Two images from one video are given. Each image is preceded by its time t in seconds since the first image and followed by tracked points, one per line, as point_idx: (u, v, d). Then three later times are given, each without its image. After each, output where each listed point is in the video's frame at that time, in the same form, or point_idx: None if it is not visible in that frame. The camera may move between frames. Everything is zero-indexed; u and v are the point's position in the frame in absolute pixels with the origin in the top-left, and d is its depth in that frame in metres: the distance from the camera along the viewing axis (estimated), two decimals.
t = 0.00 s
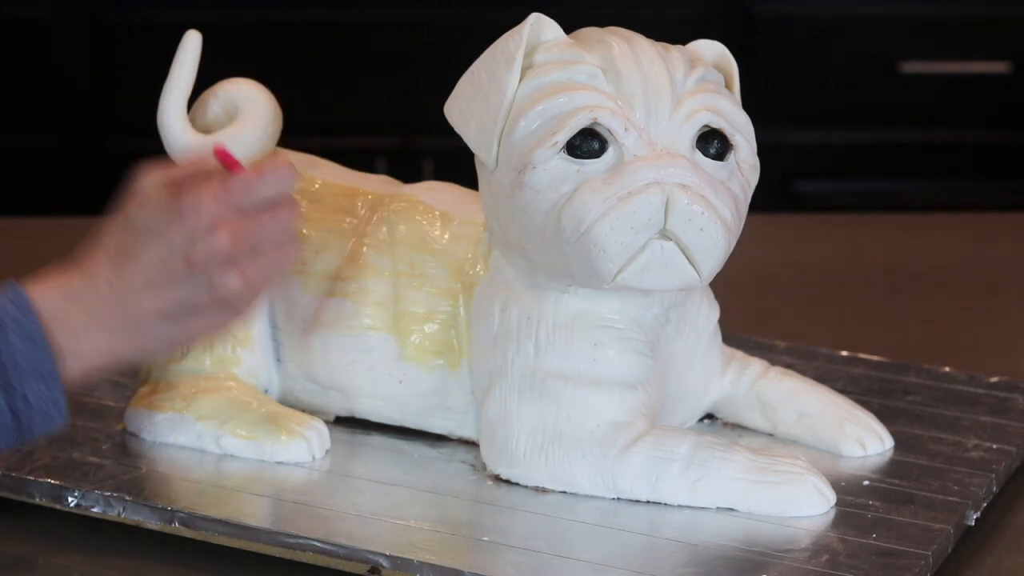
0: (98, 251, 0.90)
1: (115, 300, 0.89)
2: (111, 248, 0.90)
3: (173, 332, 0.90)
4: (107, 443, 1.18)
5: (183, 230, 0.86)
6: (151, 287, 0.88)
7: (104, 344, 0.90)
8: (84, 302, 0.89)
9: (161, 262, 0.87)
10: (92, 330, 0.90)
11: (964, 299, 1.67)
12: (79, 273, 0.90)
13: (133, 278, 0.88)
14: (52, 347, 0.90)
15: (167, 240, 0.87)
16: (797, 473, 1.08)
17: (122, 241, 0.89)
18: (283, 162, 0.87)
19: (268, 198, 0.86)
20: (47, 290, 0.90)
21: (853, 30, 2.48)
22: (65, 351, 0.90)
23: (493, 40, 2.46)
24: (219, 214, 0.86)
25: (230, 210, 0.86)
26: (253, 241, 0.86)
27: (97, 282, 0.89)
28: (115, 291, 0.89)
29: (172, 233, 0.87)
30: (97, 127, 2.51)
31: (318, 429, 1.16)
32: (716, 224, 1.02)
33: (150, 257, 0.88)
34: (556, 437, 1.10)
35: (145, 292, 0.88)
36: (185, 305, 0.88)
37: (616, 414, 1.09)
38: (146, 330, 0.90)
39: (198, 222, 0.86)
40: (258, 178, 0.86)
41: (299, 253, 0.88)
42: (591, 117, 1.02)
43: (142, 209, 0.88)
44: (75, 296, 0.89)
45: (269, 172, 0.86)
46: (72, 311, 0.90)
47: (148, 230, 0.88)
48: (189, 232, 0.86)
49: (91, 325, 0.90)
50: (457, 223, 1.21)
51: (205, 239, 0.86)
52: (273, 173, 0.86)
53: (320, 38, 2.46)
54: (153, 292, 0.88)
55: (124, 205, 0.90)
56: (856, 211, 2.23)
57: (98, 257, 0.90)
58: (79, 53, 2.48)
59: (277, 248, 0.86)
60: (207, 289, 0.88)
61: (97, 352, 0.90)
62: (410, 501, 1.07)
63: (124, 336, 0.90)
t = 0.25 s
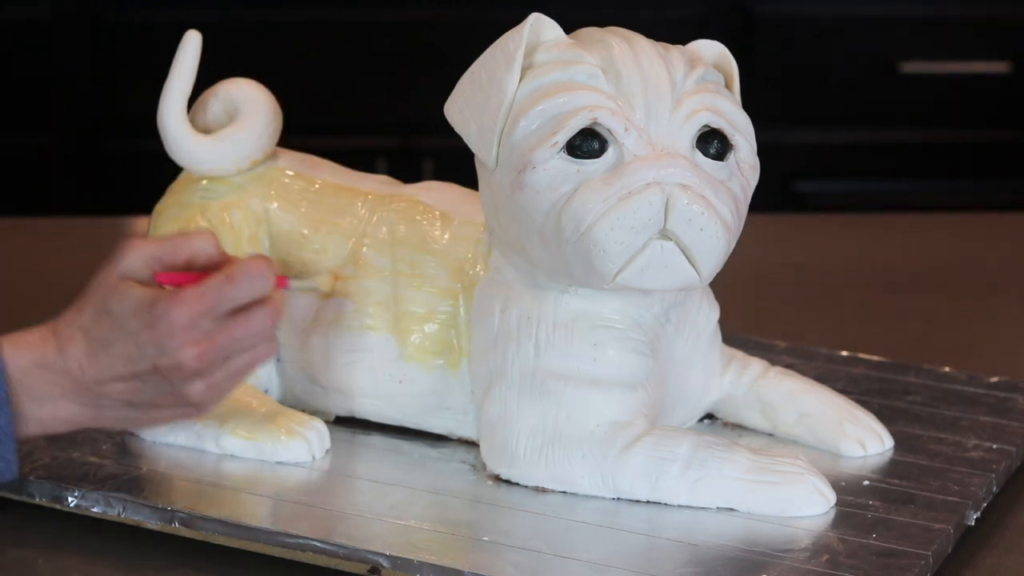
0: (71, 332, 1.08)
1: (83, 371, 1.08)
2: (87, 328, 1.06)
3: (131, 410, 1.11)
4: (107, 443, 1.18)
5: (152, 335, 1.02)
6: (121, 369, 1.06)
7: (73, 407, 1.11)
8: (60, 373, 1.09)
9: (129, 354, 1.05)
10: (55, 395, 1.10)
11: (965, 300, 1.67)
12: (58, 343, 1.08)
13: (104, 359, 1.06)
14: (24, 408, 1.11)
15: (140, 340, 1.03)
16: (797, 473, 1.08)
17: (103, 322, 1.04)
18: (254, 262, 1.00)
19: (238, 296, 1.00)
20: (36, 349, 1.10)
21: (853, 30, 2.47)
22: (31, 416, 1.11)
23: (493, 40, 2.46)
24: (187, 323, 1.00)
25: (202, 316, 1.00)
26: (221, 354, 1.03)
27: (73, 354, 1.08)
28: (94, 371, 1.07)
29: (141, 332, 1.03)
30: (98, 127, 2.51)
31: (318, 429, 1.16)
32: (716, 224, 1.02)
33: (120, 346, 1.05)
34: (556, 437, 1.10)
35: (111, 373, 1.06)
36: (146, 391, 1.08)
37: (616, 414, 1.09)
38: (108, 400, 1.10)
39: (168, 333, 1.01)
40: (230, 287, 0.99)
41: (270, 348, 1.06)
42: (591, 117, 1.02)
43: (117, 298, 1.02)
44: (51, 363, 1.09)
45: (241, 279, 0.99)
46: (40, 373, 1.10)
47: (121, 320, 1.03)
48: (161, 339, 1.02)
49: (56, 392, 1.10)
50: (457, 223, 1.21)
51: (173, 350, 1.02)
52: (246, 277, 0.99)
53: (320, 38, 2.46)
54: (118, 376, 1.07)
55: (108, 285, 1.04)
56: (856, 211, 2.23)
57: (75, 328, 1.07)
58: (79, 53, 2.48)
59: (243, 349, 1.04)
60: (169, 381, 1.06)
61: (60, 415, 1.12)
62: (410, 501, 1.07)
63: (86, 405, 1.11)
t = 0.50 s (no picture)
0: (147, 284, 0.96)
1: (158, 322, 0.94)
2: (164, 279, 0.95)
3: (211, 358, 0.95)
4: (106, 443, 1.18)
5: (224, 267, 0.91)
6: (195, 314, 0.93)
7: (151, 368, 0.95)
8: (133, 328, 0.94)
9: (201, 294, 0.92)
10: (131, 351, 0.95)
11: (964, 300, 1.67)
12: (132, 299, 0.95)
13: (178, 308, 0.93)
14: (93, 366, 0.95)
15: (208, 276, 0.92)
16: (797, 473, 1.08)
17: (172, 272, 0.94)
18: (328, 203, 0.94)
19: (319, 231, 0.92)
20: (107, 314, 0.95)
21: (853, 30, 2.47)
22: (104, 373, 0.95)
23: (493, 40, 2.46)
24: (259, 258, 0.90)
25: (275, 249, 0.91)
26: (290, 280, 0.90)
27: (148, 308, 0.94)
28: (151, 319, 0.94)
29: (211, 269, 0.91)
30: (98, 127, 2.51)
31: (318, 430, 1.16)
32: (717, 224, 1.02)
33: (193, 289, 0.93)
34: (556, 437, 1.10)
35: (189, 323, 0.93)
36: (219, 334, 0.93)
37: (616, 414, 1.09)
38: (187, 354, 0.95)
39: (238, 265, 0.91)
40: (305, 220, 0.92)
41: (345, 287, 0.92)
42: (591, 117, 1.02)
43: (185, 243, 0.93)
44: (125, 318, 0.94)
45: (319, 212, 0.92)
46: (117, 332, 0.95)
47: (193, 263, 0.92)
48: (230, 268, 0.91)
49: (128, 348, 0.95)
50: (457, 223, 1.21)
51: (240, 271, 0.90)
52: (323, 211, 0.92)
53: (320, 38, 2.46)
54: (191, 322, 0.93)
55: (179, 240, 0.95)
56: (857, 211, 2.23)
57: (151, 286, 0.95)
58: (79, 53, 2.48)
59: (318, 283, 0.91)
60: (245, 318, 0.92)
61: (140, 373, 0.95)
62: (410, 501, 1.07)
63: (168, 363, 0.95)
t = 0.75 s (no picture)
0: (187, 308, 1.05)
1: (198, 352, 1.04)
2: (214, 308, 1.02)
3: (241, 399, 1.08)
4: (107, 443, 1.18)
5: (277, 339, 1.01)
6: (238, 364, 1.03)
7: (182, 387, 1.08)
8: (173, 350, 1.05)
9: (248, 347, 1.02)
10: (166, 373, 1.07)
11: (964, 300, 1.67)
12: (178, 319, 1.05)
13: (222, 347, 1.03)
14: (132, 383, 1.07)
15: (261, 342, 1.02)
16: (797, 473, 1.08)
17: (223, 307, 1.02)
18: (394, 293, 1.00)
19: (377, 321, 1.01)
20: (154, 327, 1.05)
21: (853, 29, 2.47)
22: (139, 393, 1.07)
23: (493, 40, 2.46)
24: (312, 345, 1.01)
25: (327, 334, 1.00)
26: (333, 368, 1.03)
27: (193, 334, 1.04)
28: (195, 346, 1.04)
29: (266, 333, 1.01)
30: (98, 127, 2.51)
31: (318, 430, 1.16)
32: (717, 224, 1.02)
33: (240, 338, 1.02)
34: (556, 437, 1.10)
35: (229, 364, 1.04)
36: (256, 387, 1.05)
37: (616, 414, 1.09)
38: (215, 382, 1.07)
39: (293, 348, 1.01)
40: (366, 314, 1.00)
41: (382, 360, 1.04)
42: (591, 117, 1.02)
43: (249, 289, 1.00)
44: (168, 343, 1.05)
45: (377, 308, 1.00)
46: (156, 353, 1.06)
47: (252, 313, 1.01)
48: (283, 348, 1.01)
49: (167, 372, 1.06)
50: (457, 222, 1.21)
51: (291, 355, 1.01)
52: (384, 307, 1.00)
53: (320, 38, 2.46)
54: (234, 369, 1.04)
55: (244, 272, 1.01)
56: (857, 211, 2.23)
57: (199, 306, 1.04)
58: (79, 53, 2.48)
59: (360, 363, 1.04)
60: (282, 385, 1.04)
61: (172, 392, 1.08)
62: (410, 501, 1.07)
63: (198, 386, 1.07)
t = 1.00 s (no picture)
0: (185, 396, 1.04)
1: (190, 436, 1.04)
2: (206, 396, 1.03)
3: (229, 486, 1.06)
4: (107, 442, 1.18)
5: (275, 433, 1.01)
6: (230, 453, 1.03)
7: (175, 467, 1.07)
8: (166, 432, 1.06)
9: (243, 438, 1.02)
10: (156, 454, 1.06)
11: (964, 300, 1.67)
12: (173, 401, 1.05)
13: (217, 436, 1.03)
14: (118, 458, 1.07)
15: (258, 435, 1.02)
16: (797, 473, 1.08)
17: (215, 399, 1.02)
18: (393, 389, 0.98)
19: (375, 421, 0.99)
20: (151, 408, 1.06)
21: (853, 30, 2.47)
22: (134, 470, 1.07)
23: (492, 40, 2.46)
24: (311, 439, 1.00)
25: (326, 429, 0.99)
26: (330, 466, 1.02)
27: (188, 419, 1.04)
28: (189, 427, 1.04)
29: (262, 425, 1.01)
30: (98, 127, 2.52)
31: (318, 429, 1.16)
32: (716, 224, 1.02)
33: (234, 428, 1.02)
34: (556, 437, 1.10)
35: (222, 452, 1.03)
36: (247, 476, 1.04)
37: (616, 414, 1.09)
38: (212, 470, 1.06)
39: (291, 444, 1.01)
40: (362, 410, 0.98)
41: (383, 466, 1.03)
42: (591, 117, 1.02)
43: (242, 382, 1.00)
44: (161, 422, 1.05)
45: (377, 402, 0.98)
46: (148, 433, 1.06)
47: (247, 406, 1.01)
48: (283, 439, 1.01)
49: (157, 451, 1.06)
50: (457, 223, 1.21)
51: (287, 450, 1.01)
52: (383, 404, 0.98)
53: (320, 38, 2.46)
54: (227, 457, 1.04)
55: (236, 362, 1.01)
56: (856, 211, 2.23)
57: (195, 393, 1.04)
58: (79, 53, 2.48)
59: (356, 462, 1.02)
60: (274, 479, 1.04)
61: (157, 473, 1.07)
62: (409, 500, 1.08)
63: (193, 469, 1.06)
